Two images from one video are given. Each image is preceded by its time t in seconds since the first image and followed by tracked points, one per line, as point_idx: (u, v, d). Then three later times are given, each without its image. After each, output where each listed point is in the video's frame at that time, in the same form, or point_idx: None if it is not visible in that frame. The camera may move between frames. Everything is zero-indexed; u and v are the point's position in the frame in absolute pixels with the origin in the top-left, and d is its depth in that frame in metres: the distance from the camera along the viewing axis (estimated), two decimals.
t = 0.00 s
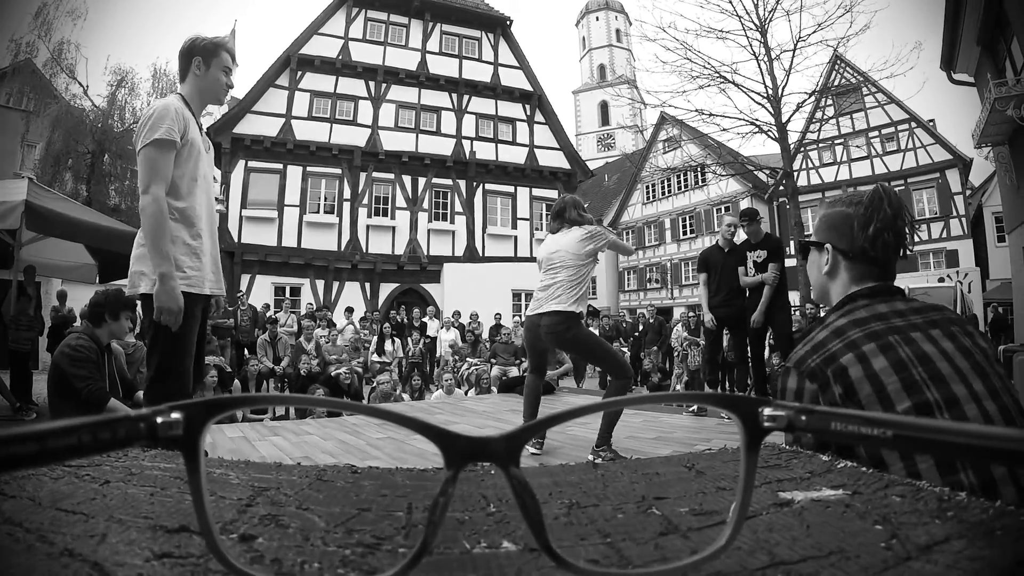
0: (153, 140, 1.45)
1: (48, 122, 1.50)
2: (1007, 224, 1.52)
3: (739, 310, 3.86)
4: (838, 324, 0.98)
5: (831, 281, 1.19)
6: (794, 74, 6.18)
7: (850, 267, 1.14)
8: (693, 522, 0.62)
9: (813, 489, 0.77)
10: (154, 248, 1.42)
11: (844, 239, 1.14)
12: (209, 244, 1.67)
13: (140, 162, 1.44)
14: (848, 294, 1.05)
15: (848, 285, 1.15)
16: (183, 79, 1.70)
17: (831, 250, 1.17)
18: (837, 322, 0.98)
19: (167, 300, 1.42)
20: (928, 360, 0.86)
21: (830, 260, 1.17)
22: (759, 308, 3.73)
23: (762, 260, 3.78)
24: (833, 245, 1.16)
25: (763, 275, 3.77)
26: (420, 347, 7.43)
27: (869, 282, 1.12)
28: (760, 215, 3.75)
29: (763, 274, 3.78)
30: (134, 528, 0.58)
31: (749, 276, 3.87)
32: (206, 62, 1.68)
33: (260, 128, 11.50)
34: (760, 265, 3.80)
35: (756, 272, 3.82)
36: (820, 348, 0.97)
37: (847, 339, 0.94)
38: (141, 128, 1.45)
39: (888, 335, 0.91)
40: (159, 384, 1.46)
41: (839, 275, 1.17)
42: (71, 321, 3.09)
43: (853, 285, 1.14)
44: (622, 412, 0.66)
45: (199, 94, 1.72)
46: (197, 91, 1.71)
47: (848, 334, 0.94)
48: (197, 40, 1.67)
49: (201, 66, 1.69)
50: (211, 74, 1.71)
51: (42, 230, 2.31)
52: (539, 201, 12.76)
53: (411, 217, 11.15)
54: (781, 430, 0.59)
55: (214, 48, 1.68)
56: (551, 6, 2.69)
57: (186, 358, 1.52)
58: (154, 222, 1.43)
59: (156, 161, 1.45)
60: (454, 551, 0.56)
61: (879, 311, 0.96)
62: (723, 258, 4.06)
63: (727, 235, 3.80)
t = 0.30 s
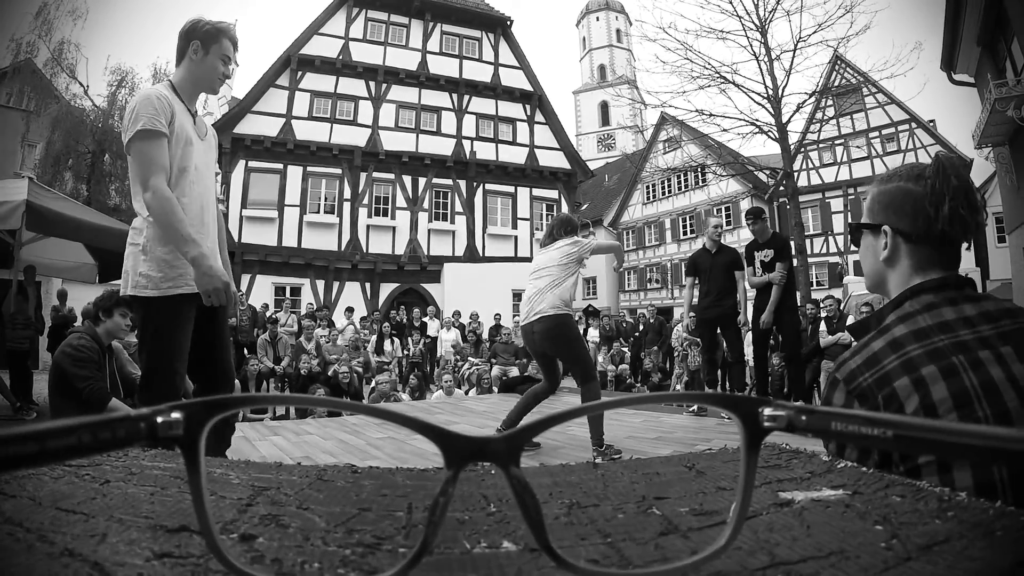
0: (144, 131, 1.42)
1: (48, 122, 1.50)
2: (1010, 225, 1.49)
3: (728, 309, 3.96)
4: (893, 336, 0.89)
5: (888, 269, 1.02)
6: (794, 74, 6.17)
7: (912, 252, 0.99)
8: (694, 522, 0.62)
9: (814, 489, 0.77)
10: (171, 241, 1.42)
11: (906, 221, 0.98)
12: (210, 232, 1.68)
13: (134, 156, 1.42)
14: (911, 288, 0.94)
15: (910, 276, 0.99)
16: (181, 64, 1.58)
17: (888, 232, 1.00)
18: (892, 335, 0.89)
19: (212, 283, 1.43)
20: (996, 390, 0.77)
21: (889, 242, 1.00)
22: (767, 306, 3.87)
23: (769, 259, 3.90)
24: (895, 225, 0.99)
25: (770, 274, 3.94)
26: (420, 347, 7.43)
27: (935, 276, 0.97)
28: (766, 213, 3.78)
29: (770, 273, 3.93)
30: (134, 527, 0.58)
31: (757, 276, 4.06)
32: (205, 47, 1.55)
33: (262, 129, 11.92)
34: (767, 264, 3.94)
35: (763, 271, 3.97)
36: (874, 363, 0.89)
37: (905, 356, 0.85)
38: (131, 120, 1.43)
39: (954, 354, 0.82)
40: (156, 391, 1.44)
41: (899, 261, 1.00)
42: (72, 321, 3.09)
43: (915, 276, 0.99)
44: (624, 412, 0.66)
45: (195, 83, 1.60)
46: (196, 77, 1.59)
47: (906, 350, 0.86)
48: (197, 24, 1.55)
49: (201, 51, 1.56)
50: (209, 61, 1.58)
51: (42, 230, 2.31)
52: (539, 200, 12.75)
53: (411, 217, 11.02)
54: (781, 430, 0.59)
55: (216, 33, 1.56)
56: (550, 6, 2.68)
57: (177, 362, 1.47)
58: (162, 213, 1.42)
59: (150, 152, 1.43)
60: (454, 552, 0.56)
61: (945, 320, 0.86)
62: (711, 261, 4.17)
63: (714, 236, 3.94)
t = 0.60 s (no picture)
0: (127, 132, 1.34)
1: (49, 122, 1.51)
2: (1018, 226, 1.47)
3: (722, 308, 3.99)
4: (925, 321, 0.83)
5: (914, 256, 0.92)
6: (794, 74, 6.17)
7: (939, 235, 0.89)
8: (694, 522, 0.62)
9: (814, 489, 0.77)
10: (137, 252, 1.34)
11: (927, 202, 0.88)
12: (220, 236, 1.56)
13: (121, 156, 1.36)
14: (944, 274, 0.86)
15: (937, 261, 0.89)
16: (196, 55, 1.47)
17: (912, 216, 0.90)
18: (923, 320, 0.84)
19: (152, 309, 1.34)
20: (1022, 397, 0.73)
21: (913, 227, 0.90)
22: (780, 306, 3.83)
23: (785, 259, 3.87)
24: (921, 207, 0.89)
25: (786, 273, 3.87)
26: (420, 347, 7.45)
27: (963, 260, 0.87)
28: (788, 208, 3.75)
29: (786, 273, 3.87)
30: (134, 527, 0.58)
31: (771, 273, 3.96)
32: (219, 39, 1.42)
33: (262, 129, 11.76)
34: (783, 263, 3.89)
35: (779, 269, 3.91)
36: (900, 350, 0.84)
37: (933, 346, 0.81)
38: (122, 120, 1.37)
39: (984, 353, 0.77)
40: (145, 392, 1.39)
41: (927, 246, 0.90)
42: (72, 320, 3.10)
43: (943, 262, 0.89)
44: (625, 411, 0.66)
45: (209, 77, 1.48)
46: (210, 71, 1.47)
47: (936, 340, 0.81)
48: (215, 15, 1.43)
49: (215, 44, 1.43)
50: (225, 55, 1.45)
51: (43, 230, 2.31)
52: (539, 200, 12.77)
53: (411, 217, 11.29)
54: (781, 430, 0.58)
55: (232, 24, 1.43)
56: (550, 5, 2.69)
57: (169, 363, 1.41)
58: (133, 222, 1.33)
59: (134, 154, 1.35)
60: (454, 551, 0.56)
61: (978, 311, 0.80)
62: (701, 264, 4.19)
63: (701, 236, 4.01)
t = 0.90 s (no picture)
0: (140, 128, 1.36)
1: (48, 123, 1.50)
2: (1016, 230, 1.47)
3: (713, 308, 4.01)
4: (946, 308, 0.77)
5: (930, 247, 0.86)
6: (794, 74, 6.19)
7: (960, 229, 0.84)
8: (693, 522, 0.62)
9: (813, 489, 0.77)
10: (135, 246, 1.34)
11: (955, 192, 0.82)
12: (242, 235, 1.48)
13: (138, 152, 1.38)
14: (962, 268, 0.81)
15: (955, 255, 0.84)
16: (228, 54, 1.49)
17: (936, 206, 0.84)
18: (946, 306, 0.77)
19: (127, 306, 1.33)
20: None
21: (936, 217, 0.85)
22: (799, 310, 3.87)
23: (796, 257, 3.85)
24: (946, 198, 0.83)
25: (797, 273, 3.87)
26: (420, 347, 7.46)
27: (982, 257, 0.82)
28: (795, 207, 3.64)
29: (797, 273, 3.86)
30: (134, 528, 0.58)
31: (778, 272, 3.92)
32: (251, 34, 1.46)
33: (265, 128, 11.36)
34: (794, 263, 3.87)
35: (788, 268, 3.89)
36: (921, 332, 0.77)
37: (956, 333, 0.75)
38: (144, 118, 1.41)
39: (1004, 345, 0.73)
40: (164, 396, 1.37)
41: (946, 239, 0.85)
42: (71, 321, 3.09)
43: (960, 257, 0.83)
44: (625, 411, 0.66)
45: (240, 73, 1.49)
46: (239, 66, 1.48)
47: (959, 326, 0.75)
48: (246, 12, 1.47)
49: (246, 40, 1.46)
50: (257, 50, 1.48)
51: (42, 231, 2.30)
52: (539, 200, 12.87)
53: (411, 217, 11.59)
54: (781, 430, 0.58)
55: (264, 21, 1.47)
56: (550, 6, 2.70)
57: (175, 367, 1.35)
58: (132, 216, 1.35)
59: (146, 148, 1.36)
60: (454, 552, 0.56)
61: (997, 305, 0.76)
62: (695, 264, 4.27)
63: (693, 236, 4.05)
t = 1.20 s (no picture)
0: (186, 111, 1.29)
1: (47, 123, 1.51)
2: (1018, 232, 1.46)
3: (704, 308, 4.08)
4: (966, 291, 0.76)
5: (931, 249, 0.85)
6: (793, 74, 6.18)
7: (963, 232, 0.82)
8: (694, 522, 0.62)
9: (813, 490, 0.77)
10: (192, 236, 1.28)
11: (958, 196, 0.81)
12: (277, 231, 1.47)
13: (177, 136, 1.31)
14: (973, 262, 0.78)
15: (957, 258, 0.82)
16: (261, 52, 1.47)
17: (939, 209, 0.83)
18: (962, 290, 0.76)
19: (212, 285, 1.27)
20: None
21: (937, 220, 0.84)
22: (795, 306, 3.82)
23: (796, 258, 3.88)
24: (945, 202, 0.82)
25: (798, 272, 3.89)
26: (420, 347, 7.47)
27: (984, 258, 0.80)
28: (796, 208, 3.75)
29: (799, 273, 3.88)
30: (135, 528, 0.58)
31: (780, 271, 3.95)
32: (288, 33, 1.44)
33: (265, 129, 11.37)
34: (796, 262, 3.90)
35: (790, 269, 3.91)
36: (939, 306, 0.76)
37: (970, 314, 0.74)
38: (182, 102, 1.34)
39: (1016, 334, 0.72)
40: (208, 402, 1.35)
41: (947, 242, 0.83)
42: (71, 321, 3.09)
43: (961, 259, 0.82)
44: (625, 411, 0.66)
45: (276, 71, 1.48)
46: (276, 65, 1.47)
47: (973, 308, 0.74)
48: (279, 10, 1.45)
49: (283, 38, 1.45)
50: (293, 48, 1.47)
51: (41, 232, 2.29)
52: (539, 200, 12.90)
53: (411, 217, 11.71)
54: (781, 431, 0.58)
55: (299, 20, 1.46)
56: (550, 6, 2.70)
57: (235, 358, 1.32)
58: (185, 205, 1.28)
59: (191, 133, 1.30)
60: (454, 552, 0.56)
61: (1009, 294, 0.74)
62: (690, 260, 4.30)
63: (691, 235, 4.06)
